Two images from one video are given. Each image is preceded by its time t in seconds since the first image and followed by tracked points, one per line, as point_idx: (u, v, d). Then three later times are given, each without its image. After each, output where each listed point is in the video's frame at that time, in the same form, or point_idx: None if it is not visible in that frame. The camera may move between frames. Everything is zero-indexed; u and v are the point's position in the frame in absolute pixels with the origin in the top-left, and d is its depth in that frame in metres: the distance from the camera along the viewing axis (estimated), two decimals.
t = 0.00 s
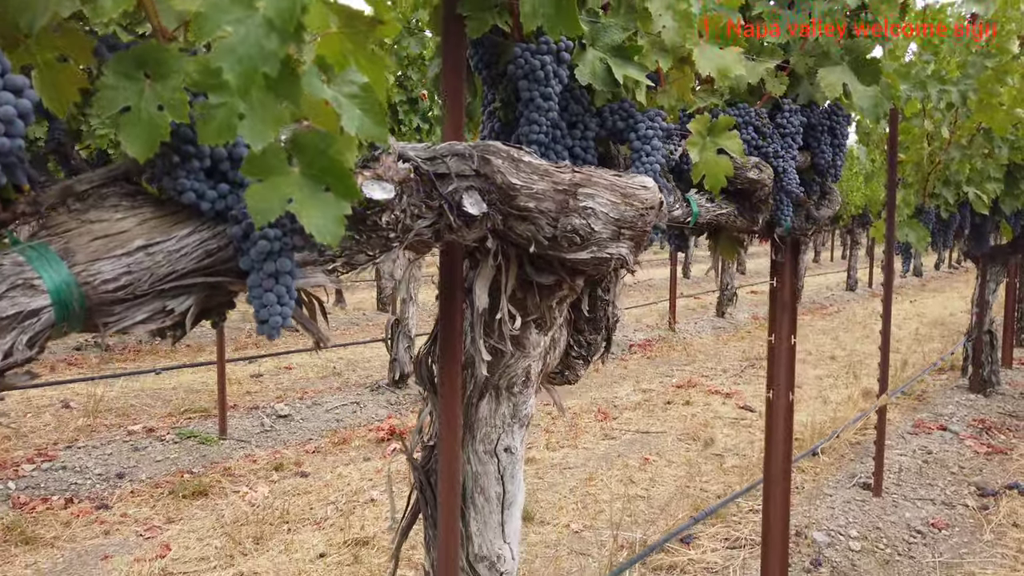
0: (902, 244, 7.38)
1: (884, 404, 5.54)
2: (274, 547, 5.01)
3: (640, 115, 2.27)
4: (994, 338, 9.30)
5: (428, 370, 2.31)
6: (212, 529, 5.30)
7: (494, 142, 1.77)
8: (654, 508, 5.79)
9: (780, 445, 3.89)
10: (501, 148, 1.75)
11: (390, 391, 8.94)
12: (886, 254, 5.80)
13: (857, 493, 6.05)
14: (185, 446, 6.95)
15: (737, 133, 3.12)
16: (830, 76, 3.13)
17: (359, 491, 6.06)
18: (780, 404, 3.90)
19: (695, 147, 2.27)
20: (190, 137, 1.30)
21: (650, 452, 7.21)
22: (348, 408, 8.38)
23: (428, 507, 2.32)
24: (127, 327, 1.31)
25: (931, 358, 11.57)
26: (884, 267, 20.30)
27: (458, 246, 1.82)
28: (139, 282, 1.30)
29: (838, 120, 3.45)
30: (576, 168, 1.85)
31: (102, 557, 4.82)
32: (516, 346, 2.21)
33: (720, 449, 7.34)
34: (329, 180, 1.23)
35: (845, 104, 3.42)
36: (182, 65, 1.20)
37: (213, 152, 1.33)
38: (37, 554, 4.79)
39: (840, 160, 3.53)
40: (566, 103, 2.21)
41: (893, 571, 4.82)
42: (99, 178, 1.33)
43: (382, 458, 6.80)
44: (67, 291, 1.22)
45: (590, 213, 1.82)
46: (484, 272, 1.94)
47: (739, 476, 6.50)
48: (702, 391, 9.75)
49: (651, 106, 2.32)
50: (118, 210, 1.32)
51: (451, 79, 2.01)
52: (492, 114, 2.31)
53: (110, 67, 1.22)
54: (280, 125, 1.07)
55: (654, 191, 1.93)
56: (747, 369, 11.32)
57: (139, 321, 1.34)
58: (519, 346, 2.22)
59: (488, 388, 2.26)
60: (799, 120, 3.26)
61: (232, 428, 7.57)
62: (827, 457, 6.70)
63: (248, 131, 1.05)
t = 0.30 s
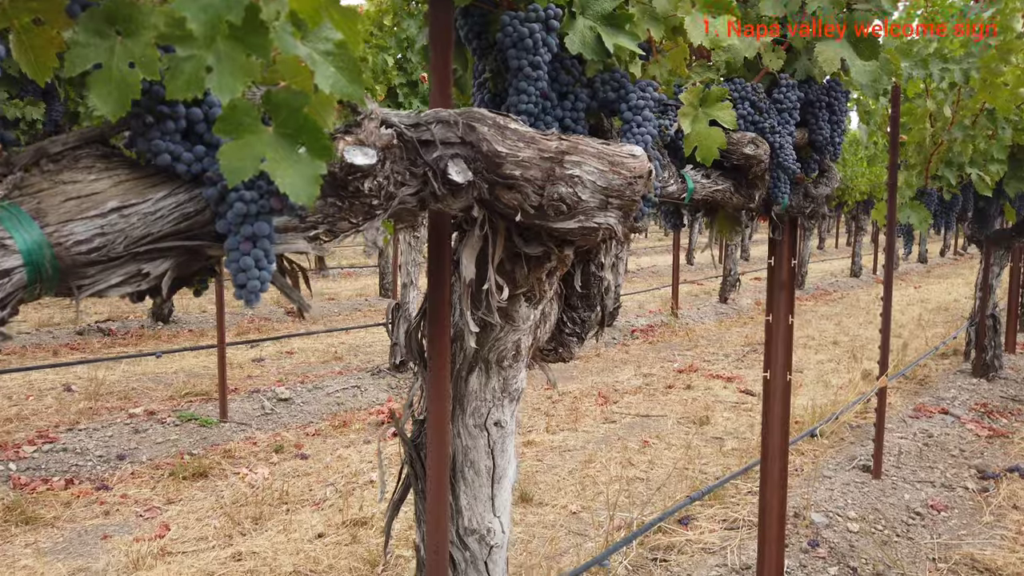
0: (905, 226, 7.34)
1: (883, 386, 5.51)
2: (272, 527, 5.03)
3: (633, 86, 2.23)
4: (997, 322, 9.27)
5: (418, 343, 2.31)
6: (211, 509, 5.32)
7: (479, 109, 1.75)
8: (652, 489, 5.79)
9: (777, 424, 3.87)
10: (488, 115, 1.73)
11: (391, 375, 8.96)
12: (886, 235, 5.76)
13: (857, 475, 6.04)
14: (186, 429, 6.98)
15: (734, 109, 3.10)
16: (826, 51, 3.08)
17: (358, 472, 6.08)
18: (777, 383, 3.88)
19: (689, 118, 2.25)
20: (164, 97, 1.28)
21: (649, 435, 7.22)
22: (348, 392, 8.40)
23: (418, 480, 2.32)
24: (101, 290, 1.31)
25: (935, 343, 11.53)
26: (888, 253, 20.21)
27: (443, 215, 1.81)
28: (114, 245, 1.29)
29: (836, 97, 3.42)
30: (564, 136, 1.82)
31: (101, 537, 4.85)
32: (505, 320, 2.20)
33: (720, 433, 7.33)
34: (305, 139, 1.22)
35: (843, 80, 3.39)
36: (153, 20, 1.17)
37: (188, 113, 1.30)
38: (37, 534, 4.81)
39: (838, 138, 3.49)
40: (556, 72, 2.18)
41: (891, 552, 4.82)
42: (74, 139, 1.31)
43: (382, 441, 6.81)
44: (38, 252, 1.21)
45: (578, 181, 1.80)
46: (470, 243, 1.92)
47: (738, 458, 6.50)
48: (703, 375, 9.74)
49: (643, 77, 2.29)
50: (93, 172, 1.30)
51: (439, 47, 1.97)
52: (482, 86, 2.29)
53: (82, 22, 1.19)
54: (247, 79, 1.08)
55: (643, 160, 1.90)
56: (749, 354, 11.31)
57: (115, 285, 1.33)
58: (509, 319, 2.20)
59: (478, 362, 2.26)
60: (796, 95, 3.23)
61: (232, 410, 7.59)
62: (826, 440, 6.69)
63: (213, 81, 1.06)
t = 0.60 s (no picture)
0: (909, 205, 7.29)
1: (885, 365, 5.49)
2: (273, 505, 5.05)
3: (629, 54, 2.20)
4: (1002, 304, 9.22)
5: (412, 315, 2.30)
6: (213, 487, 5.35)
7: (471, 74, 1.72)
8: (653, 468, 5.80)
9: (777, 401, 3.85)
10: (479, 79, 1.70)
11: (393, 356, 8.96)
12: (890, 214, 5.71)
13: (858, 455, 6.04)
14: (189, 409, 7.00)
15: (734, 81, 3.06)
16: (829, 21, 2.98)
17: (360, 451, 6.10)
18: (777, 360, 3.86)
19: (685, 86, 2.25)
20: (147, 56, 1.25)
21: (651, 416, 7.22)
22: (351, 373, 8.42)
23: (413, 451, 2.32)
24: (85, 252, 1.30)
25: (939, 325, 11.50)
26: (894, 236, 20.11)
27: (435, 181, 1.78)
28: (97, 206, 1.28)
29: (838, 70, 3.37)
30: (557, 102, 1.80)
31: (104, 514, 4.88)
32: (499, 291, 2.18)
33: (721, 413, 7.33)
34: (288, 97, 1.20)
35: (845, 53, 3.35)
36: None
37: (172, 73, 1.28)
38: (40, 511, 4.84)
39: (841, 112, 3.45)
40: (551, 40, 2.15)
41: (891, 530, 4.82)
42: (57, 100, 1.29)
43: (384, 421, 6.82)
44: (20, 212, 1.19)
45: (571, 147, 1.77)
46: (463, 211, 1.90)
47: (739, 438, 6.49)
48: (706, 357, 9.73)
49: (639, 45, 2.25)
50: (75, 133, 1.29)
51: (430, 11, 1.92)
52: (476, 56, 2.26)
53: None
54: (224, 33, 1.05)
55: (638, 127, 1.87)
56: (752, 336, 11.29)
57: (99, 247, 1.32)
58: (503, 290, 2.18)
59: (473, 334, 2.24)
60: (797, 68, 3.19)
61: (235, 391, 7.62)
62: (828, 420, 6.68)
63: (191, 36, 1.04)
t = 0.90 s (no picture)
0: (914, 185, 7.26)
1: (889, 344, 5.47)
2: (277, 483, 5.08)
3: (630, 25, 2.17)
4: (1007, 286, 9.18)
5: (411, 289, 2.29)
6: (217, 466, 5.38)
7: (468, 42, 1.70)
8: (655, 448, 5.81)
9: (779, 380, 3.84)
10: (477, 48, 1.68)
11: (396, 338, 8.98)
12: (896, 194, 5.67)
13: (860, 435, 6.04)
14: (193, 388, 7.03)
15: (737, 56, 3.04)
16: None
17: (363, 431, 6.12)
18: (779, 338, 3.85)
19: (685, 56, 2.33)
20: (137, 17, 1.23)
21: (653, 396, 7.23)
22: (354, 354, 8.43)
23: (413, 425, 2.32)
24: (78, 218, 1.29)
25: (944, 307, 11.46)
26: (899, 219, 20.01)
27: (433, 151, 1.76)
28: (89, 171, 1.27)
29: (843, 46, 3.34)
30: (555, 71, 1.78)
31: (108, 492, 4.91)
32: (499, 265, 2.17)
33: (724, 394, 7.33)
34: (279, 59, 1.20)
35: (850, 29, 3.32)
36: None
37: (164, 37, 1.26)
38: (45, 489, 4.87)
39: (845, 88, 3.42)
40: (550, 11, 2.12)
41: (893, 509, 4.83)
42: (48, 64, 1.28)
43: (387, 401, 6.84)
44: (11, 175, 1.18)
45: (569, 117, 1.75)
46: (461, 182, 1.88)
47: (742, 419, 6.50)
48: (709, 339, 9.72)
49: (641, 16, 2.22)
50: (67, 98, 1.28)
51: None
52: (476, 27, 2.23)
53: None
54: None
55: (637, 97, 1.85)
56: (755, 318, 11.27)
57: (92, 214, 1.31)
58: (502, 264, 2.17)
59: (472, 308, 2.24)
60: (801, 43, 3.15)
61: (238, 371, 7.64)
62: (831, 401, 6.67)
63: None
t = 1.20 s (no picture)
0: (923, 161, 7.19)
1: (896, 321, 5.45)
2: (284, 457, 5.11)
3: None
4: (1015, 264, 9.13)
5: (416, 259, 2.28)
6: (224, 440, 5.41)
7: (474, 2, 1.67)
8: (660, 424, 5.82)
9: (785, 354, 3.83)
10: (482, 8, 1.65)
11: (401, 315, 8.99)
12: (905, 169, 5.62)
13: (866, 412, 6.03)
14: (199, 365, 7.06)
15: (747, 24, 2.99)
16: None
17: (368, 406, 6.15)
18: (786, 312, 3.83)
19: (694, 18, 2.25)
20: None
21: (658, 374, 7.23)
22: (359, 331, 8.45)
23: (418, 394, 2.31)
24: (81, 175, 1.28)
25: (951, 287, 11.41)
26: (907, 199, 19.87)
27: (438, 115, 1.75)
28: (91, 127, 1.26)
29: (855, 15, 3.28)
30: (562, 33, 1.75)
31: (116, 465, 4.95)
32: (504, 233, 2.16)
33: (729, 371, 7.33)
34: (282, 12, 1.19)
35: None
36: None
37: None
38: (55, 462, 4.92)
39: (855, 58, 3.37)
40: None
41: (897, 484, 4.83)
42: (48, 20, 1.26)
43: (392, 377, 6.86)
44: (14, 131, 1.17)
45: (576, 80, 1.73)
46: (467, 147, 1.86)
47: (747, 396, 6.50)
48: (715, 317, 9.71)
49: None
50: (67, 53, 1.26)
51: None
52: None
53: None
54: None
55: (645, 59, 1.83)
56: (761, 296, 11.25)
57: (95, 172, 1.31)
58: (507, 232, 2.16)
59: (478, 276, 2.23)
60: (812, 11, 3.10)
61: (244, 347, 7.67)
62: (837, 378, 6.66)
63: None
